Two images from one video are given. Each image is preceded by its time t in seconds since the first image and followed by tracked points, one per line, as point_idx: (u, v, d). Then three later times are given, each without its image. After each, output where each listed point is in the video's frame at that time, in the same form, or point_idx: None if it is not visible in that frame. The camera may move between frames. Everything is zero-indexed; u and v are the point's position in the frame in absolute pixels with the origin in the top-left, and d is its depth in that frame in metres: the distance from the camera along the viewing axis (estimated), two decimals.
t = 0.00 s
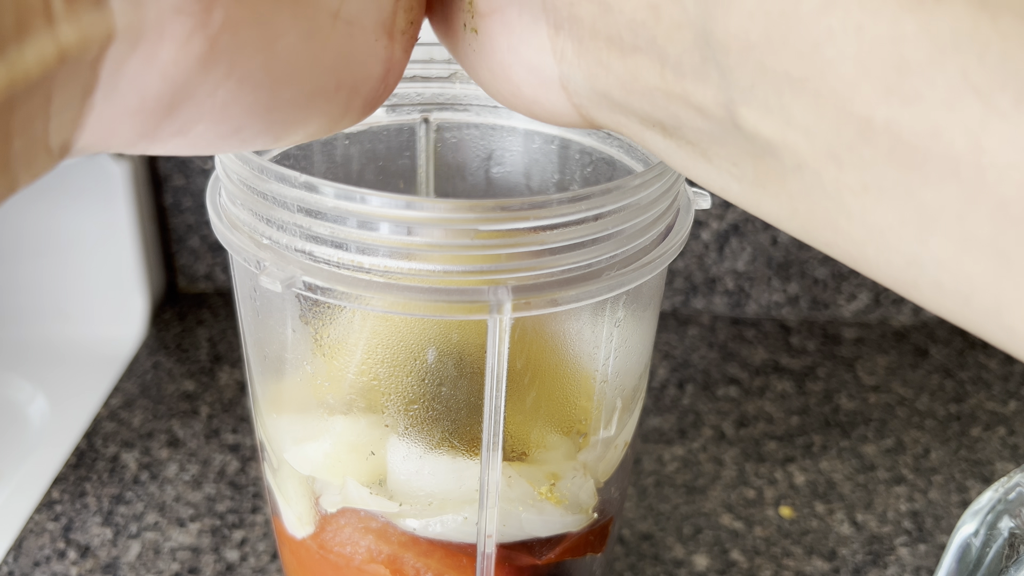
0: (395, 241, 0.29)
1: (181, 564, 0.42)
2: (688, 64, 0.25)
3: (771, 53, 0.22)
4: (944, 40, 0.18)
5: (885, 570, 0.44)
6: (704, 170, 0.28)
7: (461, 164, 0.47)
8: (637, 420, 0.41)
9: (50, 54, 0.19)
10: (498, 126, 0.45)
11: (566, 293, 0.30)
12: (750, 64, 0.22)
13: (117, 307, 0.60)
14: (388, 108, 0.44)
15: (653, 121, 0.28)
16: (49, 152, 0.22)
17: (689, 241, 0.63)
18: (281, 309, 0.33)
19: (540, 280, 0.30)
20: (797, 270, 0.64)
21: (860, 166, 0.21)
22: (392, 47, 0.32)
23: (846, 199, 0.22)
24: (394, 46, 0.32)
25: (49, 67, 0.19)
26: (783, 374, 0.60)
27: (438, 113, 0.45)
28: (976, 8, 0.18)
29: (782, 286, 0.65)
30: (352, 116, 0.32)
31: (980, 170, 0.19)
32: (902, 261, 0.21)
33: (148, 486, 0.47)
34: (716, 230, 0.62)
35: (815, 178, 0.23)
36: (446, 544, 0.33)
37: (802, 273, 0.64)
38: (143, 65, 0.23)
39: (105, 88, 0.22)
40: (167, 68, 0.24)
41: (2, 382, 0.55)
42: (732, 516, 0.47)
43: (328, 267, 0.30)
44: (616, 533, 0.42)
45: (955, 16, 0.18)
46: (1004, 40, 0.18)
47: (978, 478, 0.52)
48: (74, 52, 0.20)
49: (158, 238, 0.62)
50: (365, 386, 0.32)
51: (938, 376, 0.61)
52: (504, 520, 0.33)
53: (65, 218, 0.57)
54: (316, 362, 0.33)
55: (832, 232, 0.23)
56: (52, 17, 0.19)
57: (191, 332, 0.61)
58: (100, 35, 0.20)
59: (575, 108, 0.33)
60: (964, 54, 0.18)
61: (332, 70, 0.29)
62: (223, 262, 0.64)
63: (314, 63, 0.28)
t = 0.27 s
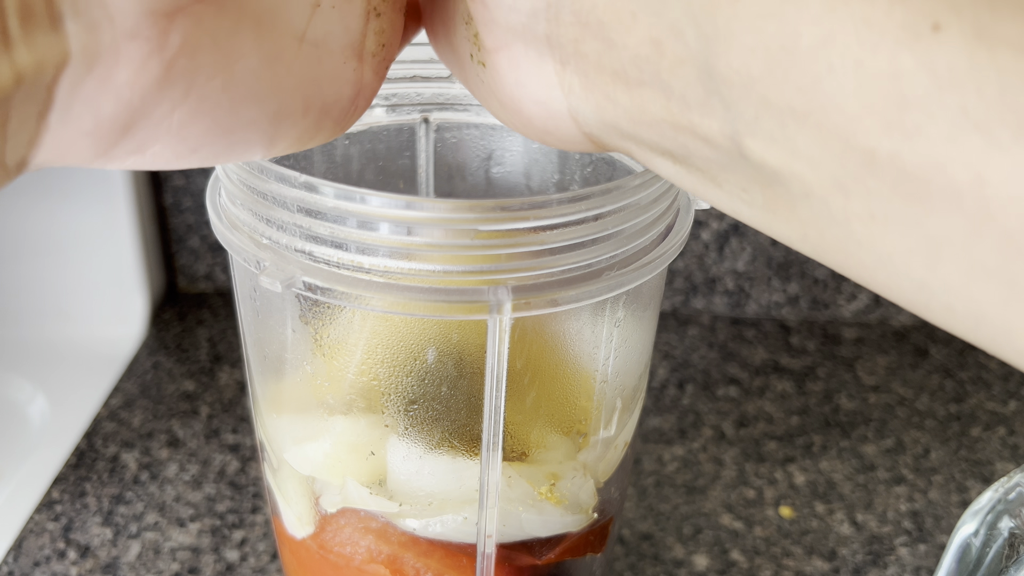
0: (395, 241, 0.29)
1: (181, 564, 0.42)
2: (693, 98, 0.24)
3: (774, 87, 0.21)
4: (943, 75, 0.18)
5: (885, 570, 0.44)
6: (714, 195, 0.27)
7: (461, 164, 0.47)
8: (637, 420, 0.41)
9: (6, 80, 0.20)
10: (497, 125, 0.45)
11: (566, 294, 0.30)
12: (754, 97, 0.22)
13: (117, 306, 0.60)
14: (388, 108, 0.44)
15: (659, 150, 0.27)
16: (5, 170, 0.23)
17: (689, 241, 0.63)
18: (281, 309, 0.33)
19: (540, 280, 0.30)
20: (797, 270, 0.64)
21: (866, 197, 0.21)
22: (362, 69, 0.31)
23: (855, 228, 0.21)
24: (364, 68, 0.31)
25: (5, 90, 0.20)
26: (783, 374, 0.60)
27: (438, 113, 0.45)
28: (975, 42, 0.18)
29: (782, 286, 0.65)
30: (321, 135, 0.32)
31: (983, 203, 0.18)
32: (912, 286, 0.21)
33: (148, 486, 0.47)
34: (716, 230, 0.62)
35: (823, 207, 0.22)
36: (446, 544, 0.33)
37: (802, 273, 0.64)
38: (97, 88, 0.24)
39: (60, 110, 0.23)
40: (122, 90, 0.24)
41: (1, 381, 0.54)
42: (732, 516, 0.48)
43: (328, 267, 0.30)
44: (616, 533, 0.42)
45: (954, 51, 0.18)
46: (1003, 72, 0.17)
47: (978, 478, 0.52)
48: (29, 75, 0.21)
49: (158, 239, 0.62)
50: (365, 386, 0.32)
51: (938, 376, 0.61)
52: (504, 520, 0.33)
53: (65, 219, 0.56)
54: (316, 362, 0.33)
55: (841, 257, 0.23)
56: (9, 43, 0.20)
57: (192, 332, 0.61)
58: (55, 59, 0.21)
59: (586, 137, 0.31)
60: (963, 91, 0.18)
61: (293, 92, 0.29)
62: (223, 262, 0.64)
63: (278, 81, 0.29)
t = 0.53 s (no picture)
0: (395, 241, 0.29)
1: (181, 564, 0.42)
2: (718, 125, 0.25)
3: (793, 114, 0.22)
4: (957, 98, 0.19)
5: (885, 570, 0.44)
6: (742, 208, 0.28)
7: (461, 164, 0.47)
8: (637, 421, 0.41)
9: None
10: (498, 125, 0.45)
11: (566, 294, 0.30)
12: (774, 125, 0.23)
13: (117, 306, 0.60)
14: (388, 108, 0.44)
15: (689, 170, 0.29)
16: None
17: (689, 241, 0.63)
18: (281, 309, 0.33)
19: (540, 280, 0.30)
20: (796, 270, 0.64)
21: (889, 214, 0.22)
22: (350, 93, 0.31)
23: (879, 244, 0.23)
24: (352, 92, 0.32)
25: None
26: (783, 374, 0.60)
27: (438, 113, 0.45)
28: (984, 68, 0.19)
29: (782, 286, 0.65)
30: (305, 153, 0.32)
31: (994, 219, 0.20)
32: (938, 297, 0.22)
33: (148, 486, 0.47)
34: (716, 230, 0.62)
35: (846, 224, 0.23)
36: (446, 544, 0.33)
37: (802, 273, 0.64)
38: (85, 103, 0.24)
39: (47, 121, 0.23)
40: (111, 106, 0.24)
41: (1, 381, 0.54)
42: (732, 516, 0.48)
43: (327, 267, 0.30)
44: (616, 533, 0.42)
45: (965, 75, 0.19)
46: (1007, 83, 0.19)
47: (978, 478, 0.52)
48: (22, 87, 0.21)
49: (158, 238, 0.62)
50: (365, 386, 0.32)
51: (938, 376, 0.61)
52: (504, 520, 0.33)
53: (66, 218, 0.56)
54: (316, 363, 0.33)
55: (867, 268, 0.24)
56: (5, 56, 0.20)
57: (191, 332, 0.61)
58: (48, 72, 0.22)
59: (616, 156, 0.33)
60: (976, 112, 0.19)
61: (277, 113, 0.29)
62: (223, 262, 0.64)
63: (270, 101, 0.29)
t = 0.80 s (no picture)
0: (394, 241, 0.29)
1: (181, 564, 0.42)
2: (690, 146, 0.26)
3: (764, 139, 0.23)
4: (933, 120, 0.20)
5: (885, 570, 0.44)
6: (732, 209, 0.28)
7: (461, 164, 0.47)
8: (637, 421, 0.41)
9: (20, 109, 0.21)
10: (497, 126, 0.45)
11: (567, 293, 0.30)
12: (747, 149, 0.23)
13: (116, 306, 0.60)
14: (387, 108, 0.44)
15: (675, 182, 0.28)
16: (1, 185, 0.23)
17: (689, 241, 0.63)
18: (281, 309, 0.33)
19: (540, 280, 0.30)
20: (796, 270, 0.64)
21: (869, 235, 0.22)
22: (355, 101, 0.30)
23: (861, 257, 0.23)
24: (355, 101, 0.30)
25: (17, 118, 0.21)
26: (783, 374, 0.60)
27: (437, 112, 0.45)
28: (954, 95, 0.19)
29: (782, 286, 0.65)
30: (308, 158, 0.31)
31: (970, 240, 0.20)
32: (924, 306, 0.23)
33: (148, 486, 0.47)
34: (715, 230, 0.62)
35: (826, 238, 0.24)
36: (446, 544, 0.33)
37: (802, 273, 0.64)
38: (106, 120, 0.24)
39: (66, 134, 0.23)
40: (132, 124, 0.24)
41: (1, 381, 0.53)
42: (732, 515, 0.48)
43: (327, 267, 0.30)
44: (616, 533, 0.42)
45: (935, 104, 0.19)
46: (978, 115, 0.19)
47: (978, 478, 0.52)
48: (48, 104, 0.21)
49: (158, 239, 0.62)
50: (365, 387, 0.32)
51: (938, 376, 0.61)
52: (505, 520, 0.33)
53: (64, 219, 0.56)
54: (316, 363, 0.33)
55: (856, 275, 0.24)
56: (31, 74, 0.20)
57: (191, 332, 0.61)
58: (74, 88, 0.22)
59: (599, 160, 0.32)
60: (948, 141, 0.20)
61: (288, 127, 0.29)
62: (223, 262, 0.64)
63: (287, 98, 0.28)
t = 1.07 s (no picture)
0: (394, 241, 0.29)
1: (181, 564, 0.42)
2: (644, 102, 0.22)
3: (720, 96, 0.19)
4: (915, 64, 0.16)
5: (885, 570, 0.44)
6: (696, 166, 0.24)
7: (460, 164, 0.47)
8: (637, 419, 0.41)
9: None
10: (496, 126, 0.44)
11: (566, 293, 0.31)
12: (706, 103, 0.20)
13: (117, 305, 0.60)
14: (387, 108, 0.44)
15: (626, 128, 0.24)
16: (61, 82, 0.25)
17: (689, 241, 0.63)
18: (281, 309, 0.33)
19: (541, 280, 0.30)
20: (797, 270, 0.64)
21: (844, 190, 0.19)
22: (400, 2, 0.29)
23: (836, 212, 0.20)
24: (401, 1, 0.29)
25: None
26: (783, 374, 0.60)
27: (436, 112, 0.45)
28: (933, 45, 0.16)
29: (782, 286, 0.65)
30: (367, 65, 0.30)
31: (961, 203, 0.17)
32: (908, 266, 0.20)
33: (148, 486, 0.47)
34: (716, 230, 0.62)
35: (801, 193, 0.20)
36: (446, 544, 0.33)
37: (802, 273, 0.64)
38: None
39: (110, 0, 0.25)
40: None
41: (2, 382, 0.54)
42: (732, 516, 0.48)
43: (327, 267, 0.30)
44: (616, 532, 0.42)
45: (914, 56, 0.16)
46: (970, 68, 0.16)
47: (978, 478, 0.52)
48: None
49: (158, 239, 0.62)
50: (365, 387, 0.32)
51: (938, 376, 0.61)
52: (505, 520, 0.33)
53: (64, 217, 0.56)
54: (316, 363, 0.33)
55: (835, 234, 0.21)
56: None
57: (191, 332, 0.61)
58: None
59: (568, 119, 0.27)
60: (926, 96, 0.16)
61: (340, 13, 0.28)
62: (223, 263, 0.64)
63: (301, 13, 0.27)
